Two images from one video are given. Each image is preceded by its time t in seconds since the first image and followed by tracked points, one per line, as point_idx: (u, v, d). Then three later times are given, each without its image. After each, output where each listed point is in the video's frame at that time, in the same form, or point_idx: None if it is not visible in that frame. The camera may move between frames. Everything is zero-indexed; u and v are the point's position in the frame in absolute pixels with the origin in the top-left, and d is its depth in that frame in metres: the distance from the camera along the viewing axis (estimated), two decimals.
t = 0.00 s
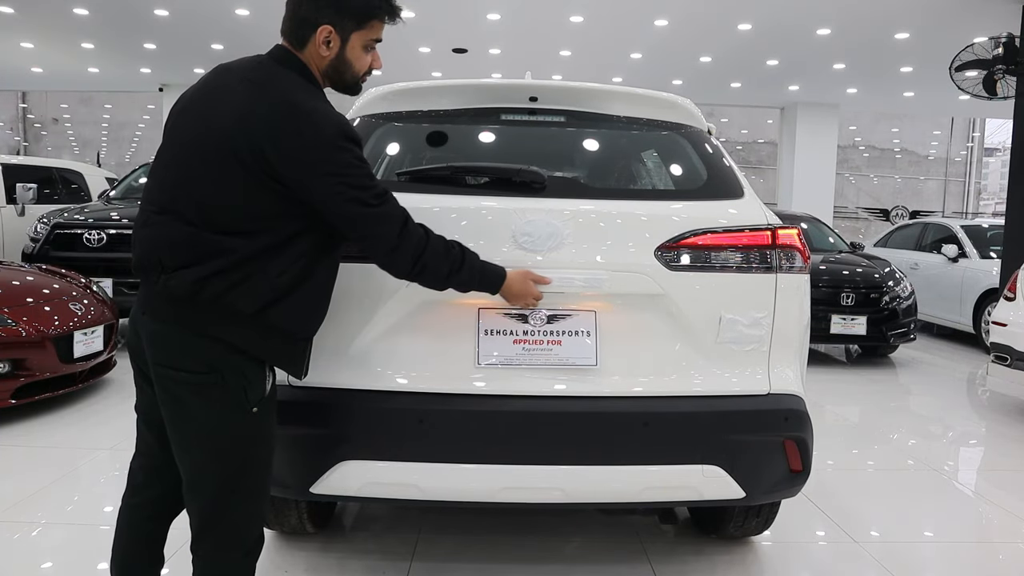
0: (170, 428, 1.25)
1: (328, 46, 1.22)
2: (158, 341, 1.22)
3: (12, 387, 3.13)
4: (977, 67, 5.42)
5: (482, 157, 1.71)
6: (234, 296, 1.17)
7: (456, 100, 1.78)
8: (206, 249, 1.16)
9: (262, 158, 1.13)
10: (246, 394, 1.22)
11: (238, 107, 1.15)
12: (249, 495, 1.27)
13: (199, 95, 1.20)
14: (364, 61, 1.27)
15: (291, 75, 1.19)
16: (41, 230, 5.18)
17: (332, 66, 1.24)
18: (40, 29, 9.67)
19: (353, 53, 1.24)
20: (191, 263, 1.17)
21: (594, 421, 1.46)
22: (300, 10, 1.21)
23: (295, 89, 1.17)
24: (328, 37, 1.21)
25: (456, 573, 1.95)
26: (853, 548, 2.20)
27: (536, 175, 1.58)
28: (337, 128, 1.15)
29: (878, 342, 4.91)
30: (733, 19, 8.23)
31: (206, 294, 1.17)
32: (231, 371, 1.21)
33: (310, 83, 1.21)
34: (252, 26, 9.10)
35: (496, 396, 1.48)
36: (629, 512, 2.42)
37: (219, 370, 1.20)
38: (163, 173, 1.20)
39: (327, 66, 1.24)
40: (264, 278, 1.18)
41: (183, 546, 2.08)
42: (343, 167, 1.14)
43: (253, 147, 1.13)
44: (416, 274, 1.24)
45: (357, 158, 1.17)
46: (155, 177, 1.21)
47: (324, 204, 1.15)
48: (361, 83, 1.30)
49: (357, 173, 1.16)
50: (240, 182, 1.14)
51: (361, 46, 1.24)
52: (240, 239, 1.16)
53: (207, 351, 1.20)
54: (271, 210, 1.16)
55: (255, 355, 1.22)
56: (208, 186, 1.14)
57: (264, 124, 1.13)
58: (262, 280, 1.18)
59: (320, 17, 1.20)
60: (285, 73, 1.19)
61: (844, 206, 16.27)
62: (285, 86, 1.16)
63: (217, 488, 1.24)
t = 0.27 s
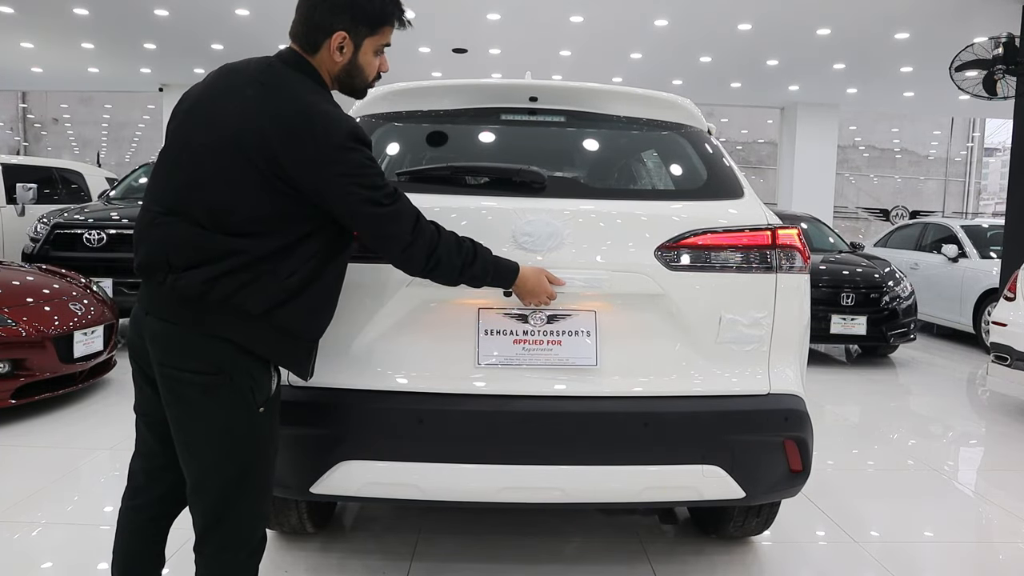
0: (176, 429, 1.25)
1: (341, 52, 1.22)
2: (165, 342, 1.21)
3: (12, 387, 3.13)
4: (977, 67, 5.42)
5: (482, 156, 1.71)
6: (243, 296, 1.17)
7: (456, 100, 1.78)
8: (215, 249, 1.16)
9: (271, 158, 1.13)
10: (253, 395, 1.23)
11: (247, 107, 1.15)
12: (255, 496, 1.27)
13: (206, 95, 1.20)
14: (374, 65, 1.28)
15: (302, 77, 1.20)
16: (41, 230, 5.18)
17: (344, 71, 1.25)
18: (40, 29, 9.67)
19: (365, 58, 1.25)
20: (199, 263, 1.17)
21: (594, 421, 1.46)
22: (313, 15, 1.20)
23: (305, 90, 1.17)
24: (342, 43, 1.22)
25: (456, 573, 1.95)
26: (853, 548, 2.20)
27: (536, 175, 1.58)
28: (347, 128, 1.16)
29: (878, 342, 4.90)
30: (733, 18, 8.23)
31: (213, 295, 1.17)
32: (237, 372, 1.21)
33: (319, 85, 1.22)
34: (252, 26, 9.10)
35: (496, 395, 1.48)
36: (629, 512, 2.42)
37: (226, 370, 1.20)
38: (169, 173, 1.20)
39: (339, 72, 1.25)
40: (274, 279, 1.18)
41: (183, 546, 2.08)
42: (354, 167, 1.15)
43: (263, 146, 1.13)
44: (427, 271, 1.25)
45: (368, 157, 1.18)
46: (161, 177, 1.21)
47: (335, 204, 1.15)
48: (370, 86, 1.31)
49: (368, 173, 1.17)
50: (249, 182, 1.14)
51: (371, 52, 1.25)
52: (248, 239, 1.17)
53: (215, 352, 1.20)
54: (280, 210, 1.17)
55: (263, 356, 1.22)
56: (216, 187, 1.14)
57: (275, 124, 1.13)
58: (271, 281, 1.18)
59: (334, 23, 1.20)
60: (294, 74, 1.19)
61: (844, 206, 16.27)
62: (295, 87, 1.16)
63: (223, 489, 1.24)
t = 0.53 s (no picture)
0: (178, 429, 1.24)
1: (344, 51, 1.22)
2: (167, 342, 1.21)
3: (12, 387, 3.13)
4: (977, 67, 5.41)
5: (483, 156, 1.71)
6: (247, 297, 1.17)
7: (456, 100, 1.78)
8: (217, 248, 1.16)
9: (275, 157, 1.13)
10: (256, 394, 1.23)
11: (249, 106, 1.15)
12: (258, 496, 1.27)
13: (208, 95, 1.19)
14: (377, 64, 1.28)
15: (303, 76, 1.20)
16: (41, 230, 5.18)
17: (346, 70, 1.25)
18: (40, 29, 9.68)
19: (368, 57, 1.25)
20: (201, 263, 1.17)
21: (595, 421, 1.46)
22: (317, 14, 1.20)
23: (308, 89, 1.17)
24: (346, 42, 1.22)
25: (456, 573, 1.95)
26: (853, 548, 2.20)
27: (536, 174, 1.58)
28: (350, 127, 1.16)
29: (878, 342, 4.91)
30: (733, 18, 8.23)
31: (216, 295, 1.17)
32: (240, 371, 1.21)
33: (322, 84, 1.22)
34: (252, 26, 9.10)
35: (496, 395, 1.48)
36: (629, 512, 2.42)
37: (228, 371, 1.20)
38: (171, 173, 1.20)
39: (342, 70, 1.25)
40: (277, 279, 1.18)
41: (183, 546, 2.08)
42: (357, 167, 1.15)
43: (266, 146, 1.13)
44: (431, 269, 1.26)
45: (370, 157, 1.18)
46: (162, 177, 1.21)
47: (338, 203, 1.15)
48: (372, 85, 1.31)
49: (371, 172, 1.17)
50: (252, 182, 1.14)
51: (374, 51, 1.25)
52: (251, 239, 1.17)
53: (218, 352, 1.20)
54: (283, 210, 1.17)
55: (265, 355, 1.22)
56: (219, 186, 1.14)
57: (278, 124, 1.13)
58: (274, 281, 1.18)
59: (338, 22, 1.20)
60: (297, 73, 1.19)
61: (844, 206, 16.28)
62: (298, 87, 1.16)
63: (225, 489, 1.24)
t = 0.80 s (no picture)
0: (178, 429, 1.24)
1: (347, 53, 1.23)
2: (167, 343, 1.21)
3: (12, 387, 3.14)
4: (977, 66, 5.41)
5: (483, 156, 1.71)
6: (247, 298, 1.17)
7: (456, 100, 1.78)
8: (217, 248, 1.16)
9: (275, 157, 1.13)
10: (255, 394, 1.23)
11: (249, 107, 1.15)
12: (258, 496, 1.27)
13: (209, 94, 1.20)
14: (378, 64, 1.29)
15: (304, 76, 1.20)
16: (41, 230, 5.18)
17: (349, 72, 1.25)
18: (40, 30, 9.68)
19: (370, 58, 1.25)
20: (201, 263, 1.17)
21: (595, 421, 1.46)
22: (318, 17, 1.20)
23: (308, 90, 1.17)
24: (348, 45, 1.22)
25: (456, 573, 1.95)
26: (853, 548, 2.20)
27: (536, 174, 1.58)
28: (350, 128, 1.16)
29: (878, 342, 4.91)
30: (733, 18, 8.23)
31: (216, 295, 1.17)
32: (239, 371, 1.21)
33: (322, 85, 1.22)
34: (252, 26, 9.10)
35: (497, 395, 1.48)
36: (628, 512, 2.42)
37: (229, 371, 1.20)
38: (170, 172, 1.20)
39: (345, 72, 1.25)
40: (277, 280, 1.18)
41: (185, 546, 2.08)
42: (358, 167, 1.15)
43: (267, 146, 1.13)
44: (431, 269, 1.26)
45: (371, 157, 1.18)
46: (163, 176, 1.21)
47: (338, 203, 1.15)
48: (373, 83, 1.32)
49: (372, 172, 1.17)
50: (252, 182, 1.14)
51: (376, 51, 1.26)
52: (252, 239, 1.17)
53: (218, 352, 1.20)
54: (283, 211, 1.17)
55: (265, 355, 1.23)
56: (219, 186, 1.14)
57: (278, 124, 1.13)
58: (273, 281, 1.19)
59: (340, 24, 1.20)
60: (298, 73, 1.19)
61: (844, 206, 16.28)
62: (299, 87, 1.16)
63: (225, 489, 1.24)
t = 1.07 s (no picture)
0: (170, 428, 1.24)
1: (342, 58, 1.22)
2: (157, 342, 1.21)
3: (12, 387, 3.13)
4: (977, 66, 5.41)
5: (482, 156, 1.71)
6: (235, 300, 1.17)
7: (456, 100, 1.78)
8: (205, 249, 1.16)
9: (264, 159, 1.13)
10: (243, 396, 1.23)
11: (241, 108, 1.15)
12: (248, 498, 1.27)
13: (201, 97, 1.20)
14: (372, 68, 1.28)
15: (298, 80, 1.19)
16: (41, 230, 5.18)
17: (344, 76, 1.25)
18: (40, 30, 9.68)
19: (364, 63, 1.25)
20: (189, 263, 1.17)
21: (595, 421, 1.46)
22: (313, 23, 1.19)
23: (300, 94, 1.17)
24: (343, 49, 1.21)
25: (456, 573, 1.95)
26: (853, 548, 2.20)
27: (536, 174, 1.58)
28: (341, 131, 1.15)
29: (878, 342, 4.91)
30: (733, 18, 8.23)
31: (203, 295, 1.17)
32: (230, 371, 1.21)
33: (314, 89, 1.22)
34: (252, 26, 9.10)
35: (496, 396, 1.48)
36: (628, 511, 2.42)
37: (219, 371, 1.20)
38: (162, 172, 1.20)
39: (339, 76, 1.25)
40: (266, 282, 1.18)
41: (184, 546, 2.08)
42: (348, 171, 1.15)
43: (257, 149, 1.13)
44: (422, 274, 1.25)
45: (360, 160, 1.18)
46: (154, 178, 1.21)
47: (327, 206, 1.15)
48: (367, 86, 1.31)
49: (362, 175, 1.16)
50: (241, 183, 1.14)
51: (370, 55, 1.25)
52: (240, 241, 1.17)
53: (207, 353, 1.20)
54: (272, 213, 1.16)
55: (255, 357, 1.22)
56: (207, 187, 1.14)
57: (268, 126, 1.13)
58: (263, 283, 1.18)
59: (335, 30, 1.19)
60: (292, 77, 1.19)
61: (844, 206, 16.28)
62: (291, 91, 1.16)
63: (219, 488, 1.24)
